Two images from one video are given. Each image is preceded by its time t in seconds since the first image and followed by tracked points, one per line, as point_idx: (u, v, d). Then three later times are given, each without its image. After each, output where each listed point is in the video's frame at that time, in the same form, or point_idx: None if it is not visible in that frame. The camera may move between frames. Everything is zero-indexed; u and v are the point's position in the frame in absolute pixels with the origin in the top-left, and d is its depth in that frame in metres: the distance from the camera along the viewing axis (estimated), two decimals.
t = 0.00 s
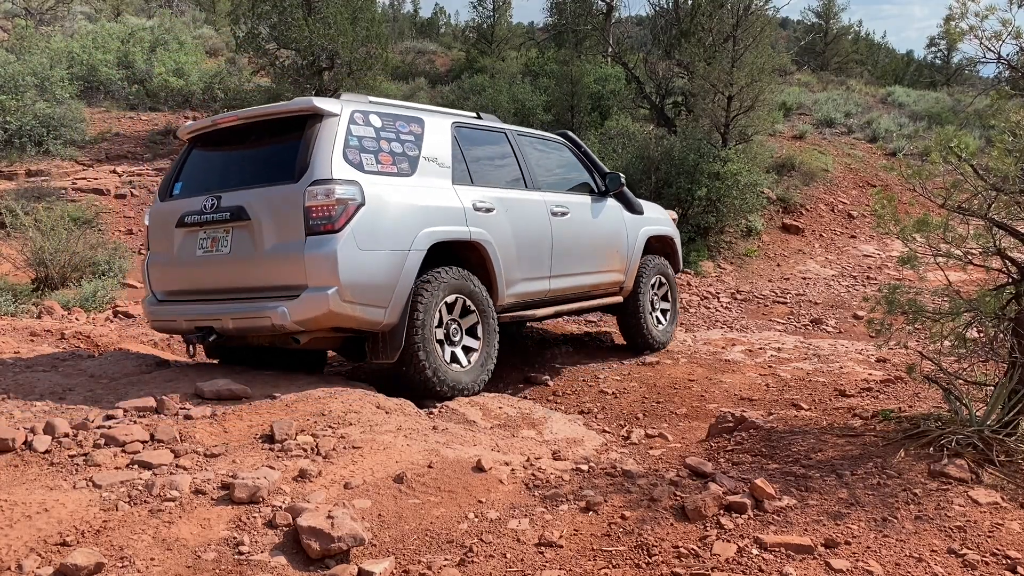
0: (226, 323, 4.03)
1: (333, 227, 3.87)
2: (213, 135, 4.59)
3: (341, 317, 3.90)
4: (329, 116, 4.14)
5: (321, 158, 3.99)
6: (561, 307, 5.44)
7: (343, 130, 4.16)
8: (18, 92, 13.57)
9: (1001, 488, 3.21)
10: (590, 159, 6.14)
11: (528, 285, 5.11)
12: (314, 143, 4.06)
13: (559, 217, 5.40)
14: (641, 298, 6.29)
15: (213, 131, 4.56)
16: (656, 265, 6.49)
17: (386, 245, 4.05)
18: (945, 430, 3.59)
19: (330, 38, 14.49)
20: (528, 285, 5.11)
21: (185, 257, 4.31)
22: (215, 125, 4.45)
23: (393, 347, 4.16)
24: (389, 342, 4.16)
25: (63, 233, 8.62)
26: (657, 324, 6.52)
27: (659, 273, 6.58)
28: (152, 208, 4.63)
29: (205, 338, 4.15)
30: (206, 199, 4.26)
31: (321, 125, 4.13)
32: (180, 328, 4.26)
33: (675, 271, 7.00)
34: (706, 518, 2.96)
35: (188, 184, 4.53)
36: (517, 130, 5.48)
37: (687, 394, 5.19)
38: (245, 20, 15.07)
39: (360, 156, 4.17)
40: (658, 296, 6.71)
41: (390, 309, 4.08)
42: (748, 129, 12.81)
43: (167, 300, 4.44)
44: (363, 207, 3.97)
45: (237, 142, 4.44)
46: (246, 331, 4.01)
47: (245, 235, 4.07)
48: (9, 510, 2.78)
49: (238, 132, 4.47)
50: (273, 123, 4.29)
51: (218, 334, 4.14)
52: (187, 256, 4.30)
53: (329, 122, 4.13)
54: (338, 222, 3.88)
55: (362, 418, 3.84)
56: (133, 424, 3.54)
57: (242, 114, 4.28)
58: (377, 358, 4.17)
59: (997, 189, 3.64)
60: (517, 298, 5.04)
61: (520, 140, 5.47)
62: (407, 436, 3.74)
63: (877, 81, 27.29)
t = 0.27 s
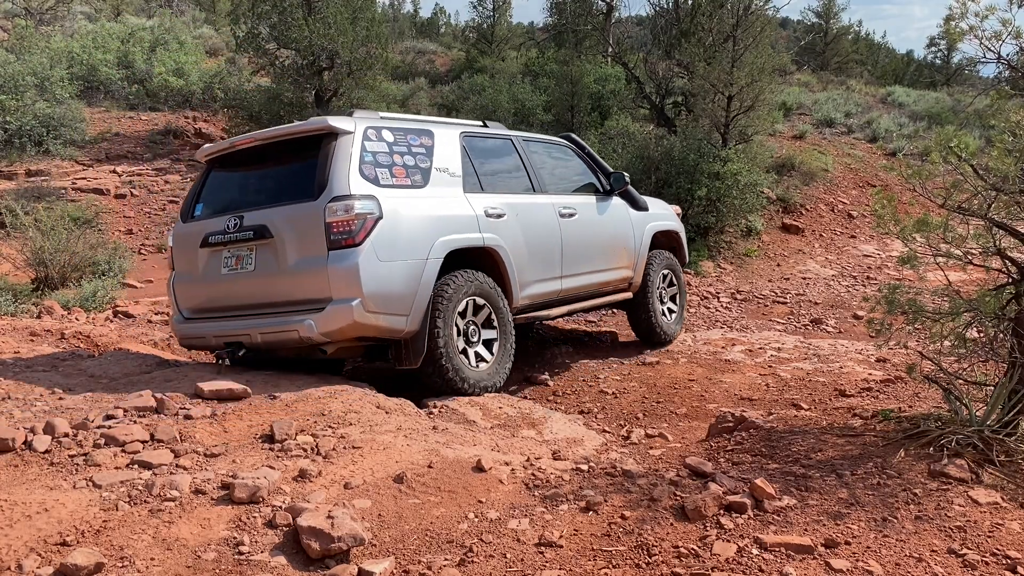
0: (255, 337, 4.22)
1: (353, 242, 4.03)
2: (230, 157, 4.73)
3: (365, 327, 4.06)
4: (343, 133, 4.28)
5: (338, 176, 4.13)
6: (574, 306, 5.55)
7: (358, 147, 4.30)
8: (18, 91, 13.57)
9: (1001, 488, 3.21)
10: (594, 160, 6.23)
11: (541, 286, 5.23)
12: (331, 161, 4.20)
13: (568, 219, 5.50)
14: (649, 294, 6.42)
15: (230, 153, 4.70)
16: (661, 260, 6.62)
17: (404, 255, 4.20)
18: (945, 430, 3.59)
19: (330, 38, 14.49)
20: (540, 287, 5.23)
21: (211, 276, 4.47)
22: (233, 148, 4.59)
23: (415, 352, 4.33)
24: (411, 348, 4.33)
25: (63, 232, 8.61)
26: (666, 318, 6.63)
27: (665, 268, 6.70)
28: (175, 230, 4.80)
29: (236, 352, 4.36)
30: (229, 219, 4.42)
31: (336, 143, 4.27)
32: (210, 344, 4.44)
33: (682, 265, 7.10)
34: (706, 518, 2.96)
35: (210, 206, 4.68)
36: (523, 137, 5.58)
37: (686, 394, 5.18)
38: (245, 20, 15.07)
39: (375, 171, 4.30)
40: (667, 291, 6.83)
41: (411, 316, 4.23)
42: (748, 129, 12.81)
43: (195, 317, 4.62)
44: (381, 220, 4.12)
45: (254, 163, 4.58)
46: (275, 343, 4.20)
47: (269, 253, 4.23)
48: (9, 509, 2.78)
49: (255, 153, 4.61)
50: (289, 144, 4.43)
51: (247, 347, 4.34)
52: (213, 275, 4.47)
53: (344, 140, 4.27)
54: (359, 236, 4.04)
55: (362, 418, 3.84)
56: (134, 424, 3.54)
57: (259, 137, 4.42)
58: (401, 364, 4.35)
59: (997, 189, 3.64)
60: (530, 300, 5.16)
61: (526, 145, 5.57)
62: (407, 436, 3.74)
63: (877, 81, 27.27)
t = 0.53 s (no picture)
0: (276, 328, 4.28)
1: (379, 238, 4.10)
2: (254, 147, 4.77)
3: (386, 322, 4.14)
4: (370, 130, 4.35)
5: (365, 172, 4.21)
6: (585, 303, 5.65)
7: (385, 144, 4.37)
8: (18, 92, 13.57)
9: (1001, 488, 3.21)
10: (607, 160, 6.33)
11: (554, 284, 5.34)
12: (358, 157, 4.27)
13: (581, 219, 5.61)
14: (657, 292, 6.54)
15: (254, 144, 4.73)
16: (669, 260, 6.74)
17: (427, 252, 4.28)
18: (945, 430, 3.59)
19: (330, 38, 14.49)
20: (553, 285, 5.34)
21: (234, 265, 4.52)
22: (258, 140, 4.63)
23: (433, 348, 4.41)
24: (430, 344, 4.41)
25: (63, 232, 8.62)
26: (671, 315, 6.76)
27: (672, 267, 6.83)
28: (196, 219, 4.83)
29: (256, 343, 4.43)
30: (254, 210, 4.46)
31: (363, 140, 4.33)
32: (231, 333, 4.49)
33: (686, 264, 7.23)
34: (706, 518, 2.96)
35: (232, 195, 4.72)
36: (539, 136, 5.67)
37: (687, 394, 5.18)
38: (245, 20, 15.08)
39: (400, 168, 4.38)
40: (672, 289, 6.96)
41: (431, 313, 4.32)
42: (748, 129, 12.81)
43: (214, 306, 4.66)
44: (406, 218, 4.20)
45: (279, 155, 4.63)
46: (296, 335, 4.26)
47: (293, 245, 4.29)
48: (9, 509, 2.78)
49: (280, 146, 4.66)
50: (316, 138, 4.48)
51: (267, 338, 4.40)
52: (234, 265, 4.51)
53: (371, 137, 4.34)
54: (384, 233, 4.12)
55: (362, 418, 3.84)
56: (134, 424, 3.54)
57: (286, 129, 4.46)
58: (419, 359, 4.43)
59: (997, 189, 3.64)
60: (543, 297, 5.26)
61: (542, 145, 5.67)
62: (407, 436, 3.74)
63: (877, 81, 27.26)
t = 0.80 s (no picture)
0: (286, 329, 4.29)
1: (390, 242, 4.12)
2: (265, 147, 4.77)
3: (396, 325, 4.16)
4: (381, 134, 4.34)
5: (377, 176, 4.22)
6: (590, 304, 5.69)
7: (395, 148, 4.38)
8: (18, 92, 13.58)
9: (1001, 488, 3.21)
10: (613, 161, 6.33)
11: (561, 286, 5.36)
12: (368, 161, 4.27)
13: (588, 220, 5.63)
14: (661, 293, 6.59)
15: (265, 144, 4.73)
16: (674, 260, 6.77)
17: (437, 256, 4.31)
18: (946, 430, 3.59)
19: (330, 38, 14.48)
20: (559, 287, 5.37)
21: (244, 265, 4.54)
22: (268, 140, 4.63)
23: (442, 351, 4.45)
24: (438, 346, 4.44)
25: (63, 232, 8.62)
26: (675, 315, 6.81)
27: (677, 268, 6.86)
28: (207, 217, 4.85)
29: (266, 343, 4.44)
30: (264, 211, 4.48)
31: (373, 143, 4.33)
32: (241, 332, 4.53)
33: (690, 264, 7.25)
34: (705, 518, 2.97)
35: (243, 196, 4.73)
36: (547, 137, 5.68)
37: (687, 394, 5.18)
38: (245, 20, 15.07)
39: (411, 172, 4.39)
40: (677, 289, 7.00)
41: (440, 315, 4.35)
42: (748, 129, 12.82)
43: (224, 304, 4.69)
44: (416, 221, 4.22)
45: (290, 156, 4.64)
46: (306, 336, 4.28)
47: (303, 246, 4.30)
48: (9, 509, 2.78)
49: (291, 147, 4.66)
50: (326, 139, 4.48)
51: (277, 339, 4.42)
52: (245, 265, 4.54)
53: (382, 141, 4.33)
54: (395, 237, 4.13)
55: (362, 418, 3.84)
56: (133, 424, 3.54)
57: (297, 131, 4.46)
58: (427, 361, 4.47)
59: (997, 189, 3.64)
60: (550, 299, 5.29)
61: (549, 146, 5.67)
62: (407, 436, 3.74)
63: (877, 81, 27.27)
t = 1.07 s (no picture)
0: (308, 330, 4.33)
1: (411, 248, 4.16)
2: (284, 149, 4.76)
3: (416, 330, 4.20)
4: (403, 140, 4.36)
5: (399, 183, 4.24)
6: (600, 306, 5.72)
7: (417, 154, 4.39)
8: (18, 92, 13.58)
9: (1001, 488, 3.21)
10: (624, 164, 6.34)
11: (572, 289, 5.39)
12: (391, 167, 4.30)
13: (599, 224, 5.66)
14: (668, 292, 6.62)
15: (285, 147, 4.73)
16: (681, 261, 6.80)
17: (456, 262, 4.34)
18: (945, 431, 3.59)
19: (330, 38, 14.48)
20: (571, 290, 5.40)
21: (265, 267, 4.55)
22: (290, 143, 4.63)
23: (459, 354, 4.48)
24: (455, 350, 4.48)
25: (63, 232, 8.63)
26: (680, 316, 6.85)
27: (683, 268, 6.90)
28: (225, 218, 4.84)
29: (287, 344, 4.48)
30: (286, 214, 4.49)
31: (396, 150, 4.35)
32: (261, 333, 4.56)
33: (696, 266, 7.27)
34: (705, 518, 2.97)
35: (263, 198, 4.72)
36: (560, 140, 5.69)
37: (687, 394, 5.18)
38: (245, 20, 15.07)
39: (432, 178, 4.41)
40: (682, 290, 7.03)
41: (458, 319, 4.39)
42: (748, 129, 12.81)
43: (243, 305, 4.70)
44: (437, 227, 4.25)
45: (311, 159, 4.64)
46: (328, 338, 4.32)
47: (325, 250, 4.33)
48: (9, 509, 2.78)
49: (312, 150, 4.66)
50: (348, 144, 4.49)
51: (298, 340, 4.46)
52: (266, 266, 4.55)
53: (404, 147, 4.35)
54: (416, 243, 4.17)
55: (363, 418, 3.84)
56: (133, 424, 3.54)
57: (320, 136, 4.48)
58: (443, 364, 4.50)
59: (997, 189, 3.64)
60: (561, 302, 5.33)
61: (562, 150, 5.68)
62: (407, 436, 3.75)
63: (877, 81, 27.28)
